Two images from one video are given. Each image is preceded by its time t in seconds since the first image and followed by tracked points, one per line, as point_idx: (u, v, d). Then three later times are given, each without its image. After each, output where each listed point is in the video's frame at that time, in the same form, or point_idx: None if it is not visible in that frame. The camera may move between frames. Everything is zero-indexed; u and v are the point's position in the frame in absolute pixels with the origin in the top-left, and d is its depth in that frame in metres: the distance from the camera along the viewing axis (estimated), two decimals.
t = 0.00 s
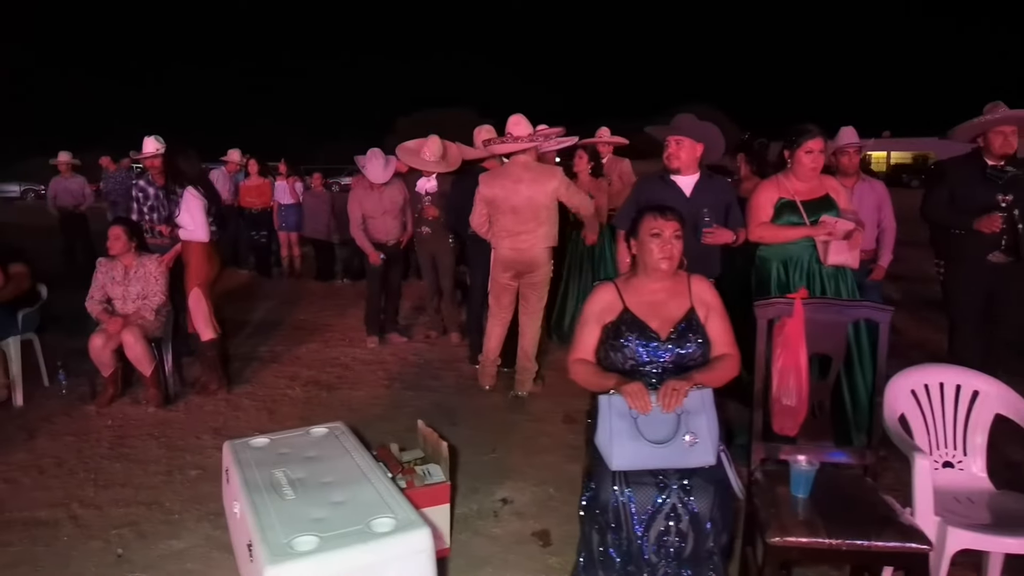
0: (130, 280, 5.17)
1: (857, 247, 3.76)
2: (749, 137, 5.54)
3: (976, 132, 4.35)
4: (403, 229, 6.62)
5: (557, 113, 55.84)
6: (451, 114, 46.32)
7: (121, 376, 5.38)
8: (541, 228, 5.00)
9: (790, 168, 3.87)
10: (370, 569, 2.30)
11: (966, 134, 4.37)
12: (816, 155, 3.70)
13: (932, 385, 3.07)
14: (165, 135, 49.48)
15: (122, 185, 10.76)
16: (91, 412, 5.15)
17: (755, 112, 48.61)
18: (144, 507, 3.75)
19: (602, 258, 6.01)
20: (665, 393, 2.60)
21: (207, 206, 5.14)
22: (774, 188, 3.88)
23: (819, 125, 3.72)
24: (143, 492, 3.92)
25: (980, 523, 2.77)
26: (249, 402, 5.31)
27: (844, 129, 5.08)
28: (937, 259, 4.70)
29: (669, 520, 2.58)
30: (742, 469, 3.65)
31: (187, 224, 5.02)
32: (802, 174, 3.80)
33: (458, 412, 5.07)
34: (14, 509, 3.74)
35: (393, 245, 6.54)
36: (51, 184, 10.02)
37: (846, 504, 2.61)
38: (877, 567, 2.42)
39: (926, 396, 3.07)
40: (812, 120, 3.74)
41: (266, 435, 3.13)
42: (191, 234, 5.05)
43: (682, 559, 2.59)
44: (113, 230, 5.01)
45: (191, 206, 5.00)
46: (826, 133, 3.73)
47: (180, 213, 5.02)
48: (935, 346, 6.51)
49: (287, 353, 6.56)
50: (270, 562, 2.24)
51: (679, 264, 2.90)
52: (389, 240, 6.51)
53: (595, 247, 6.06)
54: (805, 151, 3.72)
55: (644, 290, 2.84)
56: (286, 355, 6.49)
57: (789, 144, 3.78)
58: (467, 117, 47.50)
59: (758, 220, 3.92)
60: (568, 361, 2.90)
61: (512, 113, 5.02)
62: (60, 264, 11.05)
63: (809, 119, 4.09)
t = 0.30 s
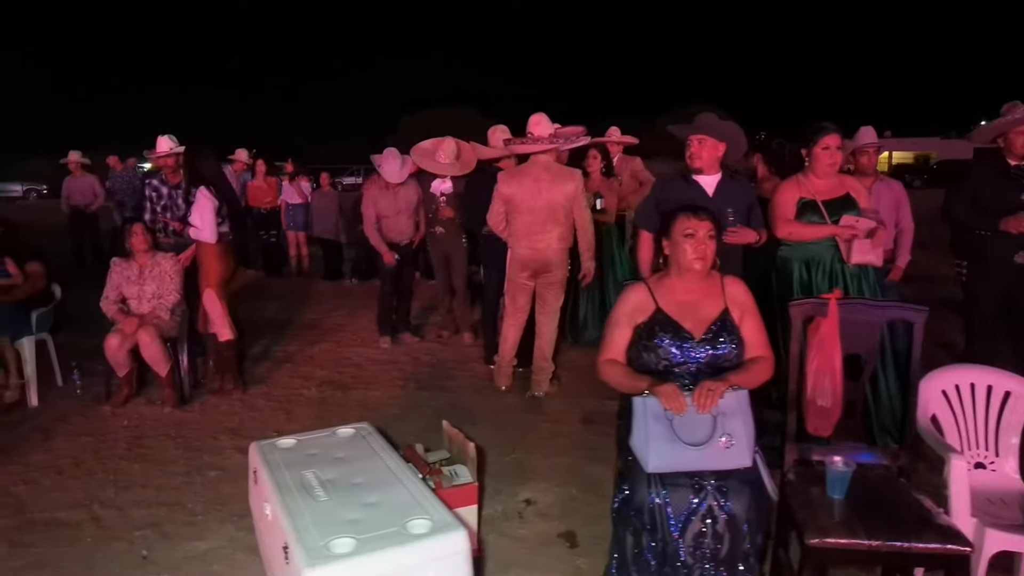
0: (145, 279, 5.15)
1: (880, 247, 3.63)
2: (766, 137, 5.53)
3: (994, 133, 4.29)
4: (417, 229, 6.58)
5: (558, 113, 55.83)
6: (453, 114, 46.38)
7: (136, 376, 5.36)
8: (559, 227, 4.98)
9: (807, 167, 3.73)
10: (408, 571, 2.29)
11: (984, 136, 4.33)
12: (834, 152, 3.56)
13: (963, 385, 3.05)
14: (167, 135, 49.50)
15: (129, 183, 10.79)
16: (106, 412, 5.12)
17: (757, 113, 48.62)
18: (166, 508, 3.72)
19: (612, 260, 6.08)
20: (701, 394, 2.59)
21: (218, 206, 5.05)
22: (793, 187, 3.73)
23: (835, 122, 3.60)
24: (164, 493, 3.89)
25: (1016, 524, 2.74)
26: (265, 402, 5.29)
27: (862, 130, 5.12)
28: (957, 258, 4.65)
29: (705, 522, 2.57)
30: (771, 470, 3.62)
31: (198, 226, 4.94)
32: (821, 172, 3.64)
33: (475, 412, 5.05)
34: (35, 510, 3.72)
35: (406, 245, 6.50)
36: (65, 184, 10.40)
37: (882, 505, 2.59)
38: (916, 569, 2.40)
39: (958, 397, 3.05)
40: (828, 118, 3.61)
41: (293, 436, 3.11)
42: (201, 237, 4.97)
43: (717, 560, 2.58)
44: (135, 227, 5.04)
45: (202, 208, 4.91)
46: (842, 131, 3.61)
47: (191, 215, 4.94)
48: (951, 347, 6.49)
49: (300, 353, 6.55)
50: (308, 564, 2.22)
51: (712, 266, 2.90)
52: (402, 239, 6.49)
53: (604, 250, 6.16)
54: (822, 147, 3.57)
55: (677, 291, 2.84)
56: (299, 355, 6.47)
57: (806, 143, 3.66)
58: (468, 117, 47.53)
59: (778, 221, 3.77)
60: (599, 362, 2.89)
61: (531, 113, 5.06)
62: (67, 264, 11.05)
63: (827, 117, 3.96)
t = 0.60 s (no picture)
0: (160, 276, 5.14)
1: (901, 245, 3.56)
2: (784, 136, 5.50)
3: None
4: (427, 228, 6.63)
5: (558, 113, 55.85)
6: (455, 114, 46.40)
7: (149, 376, 5.35)
8: (575, 226, 4.96)
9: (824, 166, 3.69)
10: (445, 570, 2.28)
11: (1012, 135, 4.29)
12: (848, 151, 3.50)
13: (991, 385, 3.04)
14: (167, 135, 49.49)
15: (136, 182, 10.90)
16: (120, 412, 5.10)
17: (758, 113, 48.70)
18: (187, 508, 3.71)
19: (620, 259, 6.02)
20: (733, 393, 2.59)
21: (233, 206, 5.04)
22: (812, 187, 3.69)
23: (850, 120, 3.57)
24: (183, 493, 3.88)
25: None
26: (280, 402, 5.28)
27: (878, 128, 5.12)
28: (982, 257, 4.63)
29: (737, 522, 2.57)
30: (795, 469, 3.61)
31: (212, 226, 4.94)
32: (838, 170, 3.60)
33: (491, 412, 5.05)
34: (56, 510, 3.71)
35: (417, 243, 6.57)
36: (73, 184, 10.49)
37: (915, 504, 2.59)
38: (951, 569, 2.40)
39: (985, 397, 3.04)
40: (843, 116, 3.56)
41: (319, 435, 3.10)
42: (216, 237, 4.96)
43: (749, 560, 2.58)
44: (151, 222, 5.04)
45: (218, 207, 4.92)
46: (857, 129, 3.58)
47: (206, 215, 4.93)
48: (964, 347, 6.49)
49: (312, 353, 6.54)
50: (345, 564, 2.21)
51: (741, 265, 2.90)
52: (413, 238, 6.56)
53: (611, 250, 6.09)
54: (836, 145, 3.53)
55: (706, 290, 2.83)
56: (311, 355, 6.46)
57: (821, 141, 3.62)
58: (470, 116, 47.57)
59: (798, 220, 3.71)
60: (626, 362, 2.88)
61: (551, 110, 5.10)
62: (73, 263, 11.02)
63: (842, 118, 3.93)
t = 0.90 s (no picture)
0: (170, 275, 5.12)
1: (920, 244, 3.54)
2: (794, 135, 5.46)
3: None
4: (435, 228, 6.59)
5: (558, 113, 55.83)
6: (455, 114, 46.42)
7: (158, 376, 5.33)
8: (587, 226, 4.94)
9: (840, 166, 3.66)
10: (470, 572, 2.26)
11: None
12: (863, 149, 3.48)
13: (1011, 386, 3.01)
14: (167, 134, 49.45)
15: (140, 182, 10.78)
16: (129, 413, 5.08)
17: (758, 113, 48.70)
18: (201, 510, 3.69)
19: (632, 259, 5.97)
20: (756, 394, 2.57)
21: (245, 207, 5.02)
22: (828, 187, 3.67)
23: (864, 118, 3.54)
24: (196, 495, 3.85)
25: None
26: (290, 403, 5.26)
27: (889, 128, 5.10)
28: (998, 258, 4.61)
29: (761, 524, 2.55)
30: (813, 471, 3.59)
31: (223, 226, 4.92)
32: (853, 169, 3.57)
33: (502, 413, 5.03)
34: (68, 512, 3.69)
35: (423, 242, 6.53)
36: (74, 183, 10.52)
37: (940, 506, 2.57)
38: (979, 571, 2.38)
39: (1006, 398, 3.02)
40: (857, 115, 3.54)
41: (335, 437, 3.08)
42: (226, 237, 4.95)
43: (773, 562, 2.56)
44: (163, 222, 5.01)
45: (230, 207, 4.91)
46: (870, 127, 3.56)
47: (217, 214, 4.91)
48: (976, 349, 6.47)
49: (319, 353, 6.51)
50: (370, 568, 2.19)
51: (761, 266, 2.90)
52: (419, 237, 6.53)
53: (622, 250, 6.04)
54: (852, 144, 3.51)
55: (727, 291, 2.82)
56: (319, 355, 6.44)
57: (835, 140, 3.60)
58: (470, 116, 47.59)
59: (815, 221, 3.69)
60: (646, 363, 2.87)
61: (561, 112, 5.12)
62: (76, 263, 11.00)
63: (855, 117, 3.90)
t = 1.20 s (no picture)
0: (178, 273, 5.06)
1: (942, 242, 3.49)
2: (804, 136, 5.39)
3: None
4: (441, 227, 6.51)
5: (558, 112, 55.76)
6: (455, 113, 46.40)
7: (162, 377, 5.27)
8: (598, 225, 4.88)
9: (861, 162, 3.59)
10: None
11: None
12: (886, 145, 3.41)
13: None
14: (166, 134, 49.36)
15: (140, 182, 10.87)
16: (133, 414, 5.02)
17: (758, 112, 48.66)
18: (209, 513, 3.63)
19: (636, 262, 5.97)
20: (780, 396, 2.52)
21: (254, 205, 4.97)
22: (850, 184, 3.60)
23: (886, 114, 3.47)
24: (204, 498, 3.79)
25: None
26: (296, 403, 5.20)
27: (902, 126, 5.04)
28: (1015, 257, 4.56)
29: (785, 529, 2.50)
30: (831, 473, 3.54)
31: (232, 225, 4.87)
32: (876, 165, 3.48)
33: (511, 414, 4.97)
34: (74, 515, 3.63)
35: (429, 243, 6.43)
36: (76, 182, 10.48)
37: (968, 509, 2.51)
38: None
39: None
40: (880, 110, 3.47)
41: (347, 440, 3.03)
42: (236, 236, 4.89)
43: (797, 567, 2.51)
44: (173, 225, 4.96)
45: (240, 206, 4.85)
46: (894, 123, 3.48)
47: (226, 213, 4.87)
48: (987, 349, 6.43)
49: (325, 353, 6.46)
50: None
51: (783, 266, 2.84)
52: (426, 238, 6.42)
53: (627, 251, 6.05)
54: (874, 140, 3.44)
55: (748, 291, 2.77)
56: (324, 356, 6.38)
57: (858, 136, 3.53)
58: (470, 116, 47.56)
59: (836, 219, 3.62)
60: (665, 364, 2.82)
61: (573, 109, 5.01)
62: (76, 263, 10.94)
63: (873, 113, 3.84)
